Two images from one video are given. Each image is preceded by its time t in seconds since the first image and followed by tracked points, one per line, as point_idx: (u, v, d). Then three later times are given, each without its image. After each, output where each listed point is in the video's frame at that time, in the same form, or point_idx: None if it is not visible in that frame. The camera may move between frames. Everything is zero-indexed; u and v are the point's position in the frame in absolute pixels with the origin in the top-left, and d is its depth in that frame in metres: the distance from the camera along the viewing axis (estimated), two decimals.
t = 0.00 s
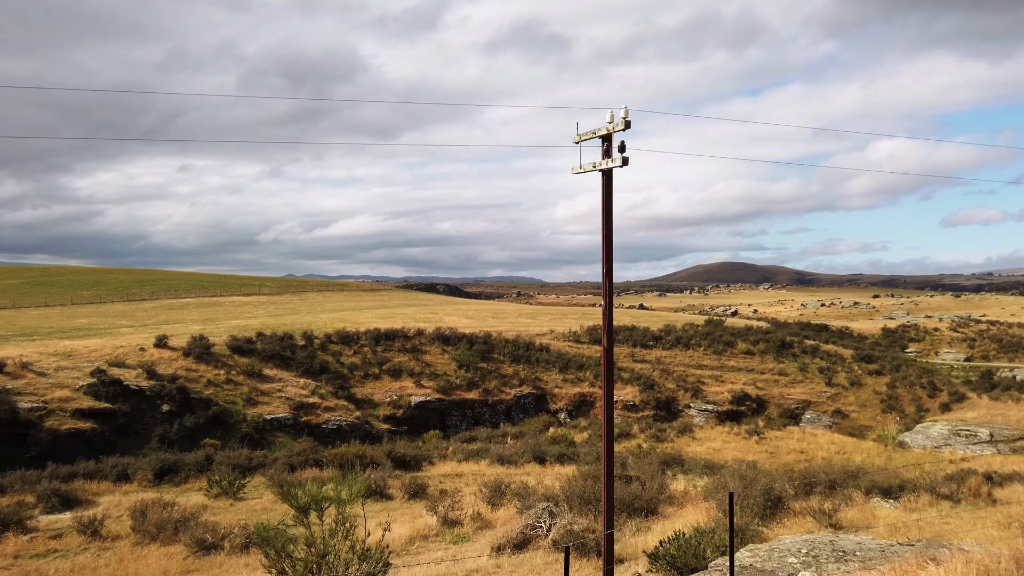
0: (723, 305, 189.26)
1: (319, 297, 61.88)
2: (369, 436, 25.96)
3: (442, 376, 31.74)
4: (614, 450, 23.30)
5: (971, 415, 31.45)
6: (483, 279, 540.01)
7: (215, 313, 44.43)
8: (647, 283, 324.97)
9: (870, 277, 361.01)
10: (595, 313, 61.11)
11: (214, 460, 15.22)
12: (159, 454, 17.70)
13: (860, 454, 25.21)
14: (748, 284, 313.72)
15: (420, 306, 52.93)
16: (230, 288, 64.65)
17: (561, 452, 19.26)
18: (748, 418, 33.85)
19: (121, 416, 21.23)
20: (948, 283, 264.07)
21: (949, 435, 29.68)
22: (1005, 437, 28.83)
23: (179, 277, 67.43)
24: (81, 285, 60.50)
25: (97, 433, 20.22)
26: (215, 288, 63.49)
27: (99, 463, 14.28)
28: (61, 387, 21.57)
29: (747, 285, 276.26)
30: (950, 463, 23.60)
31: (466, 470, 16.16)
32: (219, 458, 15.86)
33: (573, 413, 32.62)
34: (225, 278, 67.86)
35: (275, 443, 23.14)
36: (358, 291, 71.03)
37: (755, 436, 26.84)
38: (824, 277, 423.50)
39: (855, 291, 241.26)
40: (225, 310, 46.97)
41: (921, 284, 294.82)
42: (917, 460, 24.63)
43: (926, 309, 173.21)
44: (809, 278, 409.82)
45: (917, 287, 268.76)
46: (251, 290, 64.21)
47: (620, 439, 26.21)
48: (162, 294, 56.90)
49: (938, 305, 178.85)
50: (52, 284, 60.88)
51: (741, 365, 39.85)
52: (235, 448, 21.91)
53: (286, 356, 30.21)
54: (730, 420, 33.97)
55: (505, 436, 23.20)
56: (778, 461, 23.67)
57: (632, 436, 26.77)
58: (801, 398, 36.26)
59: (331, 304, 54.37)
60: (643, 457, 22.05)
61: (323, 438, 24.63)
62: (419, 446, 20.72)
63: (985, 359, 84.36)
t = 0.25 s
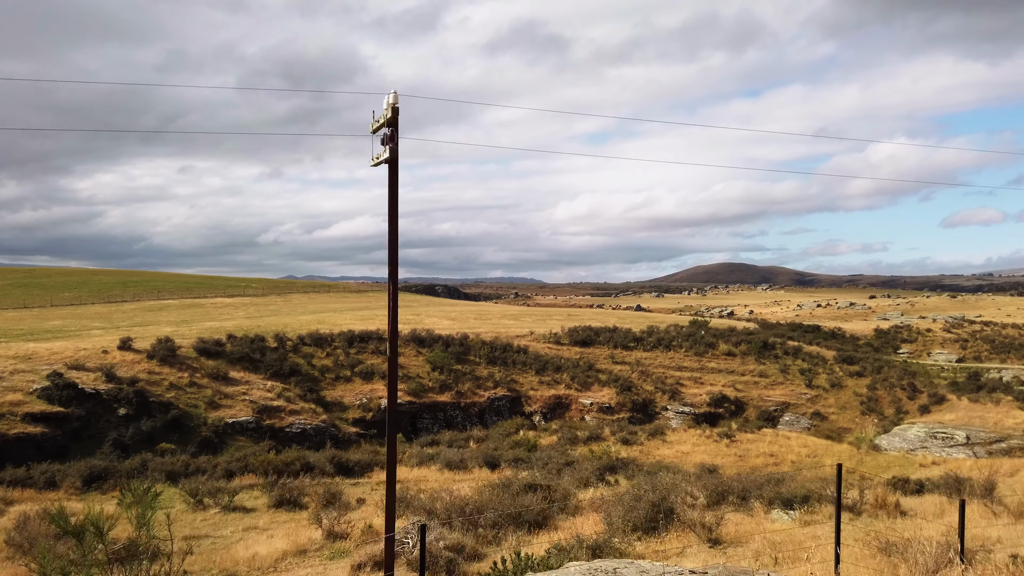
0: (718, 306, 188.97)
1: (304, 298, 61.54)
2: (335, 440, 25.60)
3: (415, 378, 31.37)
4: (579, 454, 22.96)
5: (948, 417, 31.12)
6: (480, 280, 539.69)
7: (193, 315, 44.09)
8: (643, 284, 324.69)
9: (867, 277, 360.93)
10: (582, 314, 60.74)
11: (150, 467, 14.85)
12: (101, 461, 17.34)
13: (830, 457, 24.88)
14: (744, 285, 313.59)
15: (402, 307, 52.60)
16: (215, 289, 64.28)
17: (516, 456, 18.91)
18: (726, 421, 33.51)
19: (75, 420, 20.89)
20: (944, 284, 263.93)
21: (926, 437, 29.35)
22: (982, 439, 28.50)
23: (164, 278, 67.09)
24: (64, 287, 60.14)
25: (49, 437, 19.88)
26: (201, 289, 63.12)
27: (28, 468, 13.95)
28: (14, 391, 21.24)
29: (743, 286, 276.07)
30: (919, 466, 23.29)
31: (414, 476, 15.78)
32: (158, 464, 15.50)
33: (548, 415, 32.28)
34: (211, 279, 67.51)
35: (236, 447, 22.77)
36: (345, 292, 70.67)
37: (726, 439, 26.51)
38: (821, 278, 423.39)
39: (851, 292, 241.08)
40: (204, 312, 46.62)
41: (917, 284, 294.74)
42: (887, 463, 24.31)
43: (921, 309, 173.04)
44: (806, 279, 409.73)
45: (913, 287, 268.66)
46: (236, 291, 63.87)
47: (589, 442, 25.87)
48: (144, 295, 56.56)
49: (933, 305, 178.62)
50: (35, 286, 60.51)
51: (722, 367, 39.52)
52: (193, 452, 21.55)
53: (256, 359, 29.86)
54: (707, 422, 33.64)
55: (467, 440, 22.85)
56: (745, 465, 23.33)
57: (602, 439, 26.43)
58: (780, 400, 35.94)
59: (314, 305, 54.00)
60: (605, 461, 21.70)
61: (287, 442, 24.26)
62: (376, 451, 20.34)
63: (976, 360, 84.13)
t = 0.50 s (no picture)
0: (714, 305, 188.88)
1: (288, 298, 61.19)
2: (299, 441, 25.23)
3: (387, 379, 30.99)
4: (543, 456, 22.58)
5: (926, 418, 30.79)
6: (478, 280, 538.98)
7: (171, 315, 43.74)
8: (640, 284, 324.44)
9: (864, 277, 360.91)
10: (568, 313, 60.41)
11: (81, 471, 14.43)
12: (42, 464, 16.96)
13: (800, 458, 24.52)
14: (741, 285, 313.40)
15: (385, 307, 52.23)
16: (200, 288, 63.87)
17: (471, 459, 18.52)
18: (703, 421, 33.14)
19: (28, 422, 20.53)
20: (941, 283, 263.82)
21: (902, 438, 29.01)
22: (958, 440, 28.16)
23: (149, 277, 66.68)
24: (46, 287, 59.72)
25: None
26: (185, 289, 62.73)
27: None
28: None
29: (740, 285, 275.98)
30: (888, 469, 22.92)
31: (357, 479, 15.40)
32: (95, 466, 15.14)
33: (523, 416, 31.93)
34: (196, 279, 67.14)
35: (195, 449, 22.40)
36: (331, 292, 70.30)
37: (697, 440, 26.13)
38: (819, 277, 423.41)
39: (848, 291, 240.86)
40: (183, 312, 46.24)
41: (914, 284, 294.59)
42: (857, 465, 23.92)
43: (916, 309, 172.93)
44: (803, 279, 409.62)
45: (910, 287, 268.42)
46: (221, 291, 63.50)
47: (557, 444, 25.52)
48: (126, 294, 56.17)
49: (928, 305, 178.41)
50: (17, 285, 60.07)
51: (702, 367, 39.17)
52: (149, 454, 21.18)
53: (224, 359, 29.49)
54: (685, 423, 33.29)
55: (429, 442, 22.48)
56: (712, 466, 22.97)
57: (571, 440, 26.06)
58: (759, 400, 35.61)
59: (297, 305, 53.61)
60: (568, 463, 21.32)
61: (248, 444, 23.89)
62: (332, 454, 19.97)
63: (968, 359, 83.88)
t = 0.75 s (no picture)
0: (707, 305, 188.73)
1: (271, 298, 60.75)
2: (262, 443, 24.86)
3: (357, 380, 30.60)
4: (505, 459, 22.23)
5: (901, 420, 30.53)
6: (474, 279, 538.44)
7: (147, 315, 43.31)
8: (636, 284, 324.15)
9: (860, 277, 360.99)
10: (552, 313, 60.05)
11: (9, 476, 14.03)
12: None
13: (768, 460, 24.20)
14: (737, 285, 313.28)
15: (366, 307, 51.83)
16: (182, 288, 63.35)
17: (423, 463, 18.12)
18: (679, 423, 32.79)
19: None
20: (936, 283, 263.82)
21: (876, 440, 28.72)
22: (931, 443, 27.88)
23: (132, 277, 66.16)
24: (26, 286, 59.16)
25: None
26: (167, 288, 62.23)
27: None
28: None
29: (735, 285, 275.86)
30: (855, 471, 22.61)
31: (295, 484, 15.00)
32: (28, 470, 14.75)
33: (495, 418, 31.56)
34: (179, 279, 66.65)
35: (151, 452, 22.01)
36: (316, 291, 69.84)
37: (666, 442, 25.81)
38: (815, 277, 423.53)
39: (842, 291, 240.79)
40: (160, 312, 45.80)
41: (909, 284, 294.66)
42: (825, 466, 23.61)
43: (910, 309, 172.88)
44: (799, 279, 409.70)
45: (905, 287, 268.42)
46: (203, 290, 62.98)
47: (524, 446, 25.15)
48: (106, 294, 55.68)
49: (922, 305, 178.39)
50: None
51: (681, 368, 38.85)
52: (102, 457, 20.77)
53: (191, 360, 29.09)
54: (660, 425, 32.95)
55: (389, 445, 22.11)
56: (677, 469, 22.62)
57: (539, 442, 25.69)
58: (736, 401, 35.30)
59: (278, 305, 53.18)
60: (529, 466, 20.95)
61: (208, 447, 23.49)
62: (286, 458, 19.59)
63: (957, 360, 83.67)
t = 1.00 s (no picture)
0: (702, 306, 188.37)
1: (254, 298, 60.38)
2: (223, 446, 24.54)
3: (326, 380, 30.23)
4: (465, 462, 21.85)
5: (876, 422, 30.22)
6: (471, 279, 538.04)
7: (123, 316, 42.94)
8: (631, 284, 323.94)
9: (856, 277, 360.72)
10: (537, 313, 59.72)
11: None
12: None
13: (735, 464, 23.87)
14: (732, 285, 313.25)
15: (347, 308, 51.44)
16: (165, 288, 62.91)
17: (371, 465, 17.70)
18: (653, 425, 32.45)
19: None
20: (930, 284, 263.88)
21: (849, 442, 28.40)
22: (905, 445, 27.56)
23: (115, 278, 65.69)
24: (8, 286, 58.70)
25: None
26: (150, 288, 61.82)
27: None
28: None
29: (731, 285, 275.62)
30: (820, 474, 22.30)
31: (227, 488, 14.56)
32: None
33: (467, 419, 31.19)
34: (164, 279, 66.25)
35: (106, 456, 21.62)
36: (302, 291, 69.46)
37: (634, 445, 25.46)
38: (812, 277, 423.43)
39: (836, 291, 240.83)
40: (137, 312, 45.43)
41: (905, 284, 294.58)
42: (792, 470, 23.28)
43: (904, 309, 172.84)
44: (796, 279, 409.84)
45: (900, 287, 268.29)
46: (186, 291, 62.54)
47: (490, 448, 24.76)
48: (86, 294, 55.24)
49: (916, 305, 178.23)
50: None
51: (659, 369, 38.53)
52: (53, 460, 20.39)
53: (157, 361, 28.70)
54: (634, 426, 32.60)
55: (346, 448, 21.74)
56: (640, 472, 22.28)
57: (505, 445, 25.32)
58: (713, 403, 34.99)
59: (258, 305, 52.78)
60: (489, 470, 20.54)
61: (166, 451, 23.12)
62: (237, 461, 19.19)
63: (947, 360, 83.35)
